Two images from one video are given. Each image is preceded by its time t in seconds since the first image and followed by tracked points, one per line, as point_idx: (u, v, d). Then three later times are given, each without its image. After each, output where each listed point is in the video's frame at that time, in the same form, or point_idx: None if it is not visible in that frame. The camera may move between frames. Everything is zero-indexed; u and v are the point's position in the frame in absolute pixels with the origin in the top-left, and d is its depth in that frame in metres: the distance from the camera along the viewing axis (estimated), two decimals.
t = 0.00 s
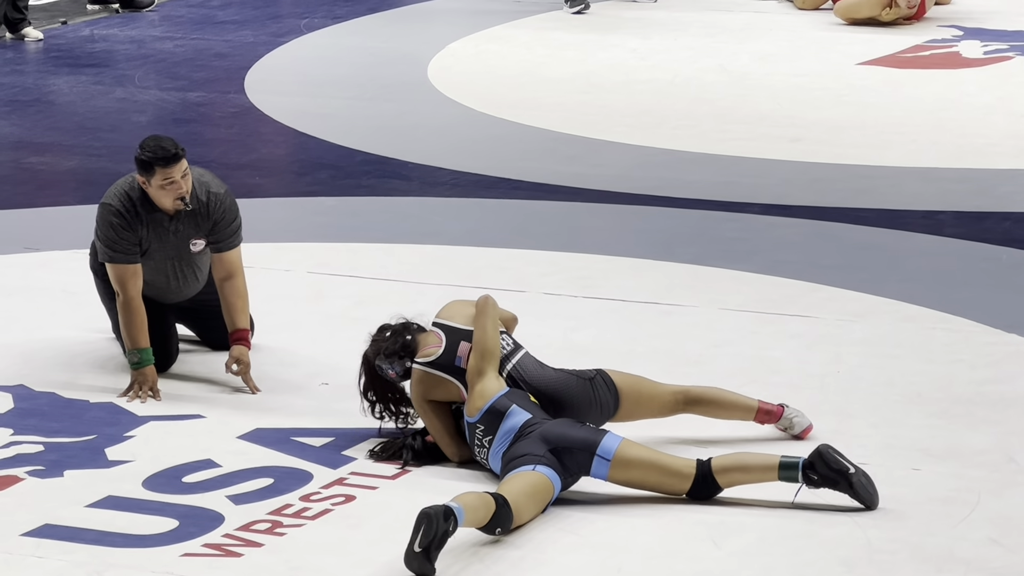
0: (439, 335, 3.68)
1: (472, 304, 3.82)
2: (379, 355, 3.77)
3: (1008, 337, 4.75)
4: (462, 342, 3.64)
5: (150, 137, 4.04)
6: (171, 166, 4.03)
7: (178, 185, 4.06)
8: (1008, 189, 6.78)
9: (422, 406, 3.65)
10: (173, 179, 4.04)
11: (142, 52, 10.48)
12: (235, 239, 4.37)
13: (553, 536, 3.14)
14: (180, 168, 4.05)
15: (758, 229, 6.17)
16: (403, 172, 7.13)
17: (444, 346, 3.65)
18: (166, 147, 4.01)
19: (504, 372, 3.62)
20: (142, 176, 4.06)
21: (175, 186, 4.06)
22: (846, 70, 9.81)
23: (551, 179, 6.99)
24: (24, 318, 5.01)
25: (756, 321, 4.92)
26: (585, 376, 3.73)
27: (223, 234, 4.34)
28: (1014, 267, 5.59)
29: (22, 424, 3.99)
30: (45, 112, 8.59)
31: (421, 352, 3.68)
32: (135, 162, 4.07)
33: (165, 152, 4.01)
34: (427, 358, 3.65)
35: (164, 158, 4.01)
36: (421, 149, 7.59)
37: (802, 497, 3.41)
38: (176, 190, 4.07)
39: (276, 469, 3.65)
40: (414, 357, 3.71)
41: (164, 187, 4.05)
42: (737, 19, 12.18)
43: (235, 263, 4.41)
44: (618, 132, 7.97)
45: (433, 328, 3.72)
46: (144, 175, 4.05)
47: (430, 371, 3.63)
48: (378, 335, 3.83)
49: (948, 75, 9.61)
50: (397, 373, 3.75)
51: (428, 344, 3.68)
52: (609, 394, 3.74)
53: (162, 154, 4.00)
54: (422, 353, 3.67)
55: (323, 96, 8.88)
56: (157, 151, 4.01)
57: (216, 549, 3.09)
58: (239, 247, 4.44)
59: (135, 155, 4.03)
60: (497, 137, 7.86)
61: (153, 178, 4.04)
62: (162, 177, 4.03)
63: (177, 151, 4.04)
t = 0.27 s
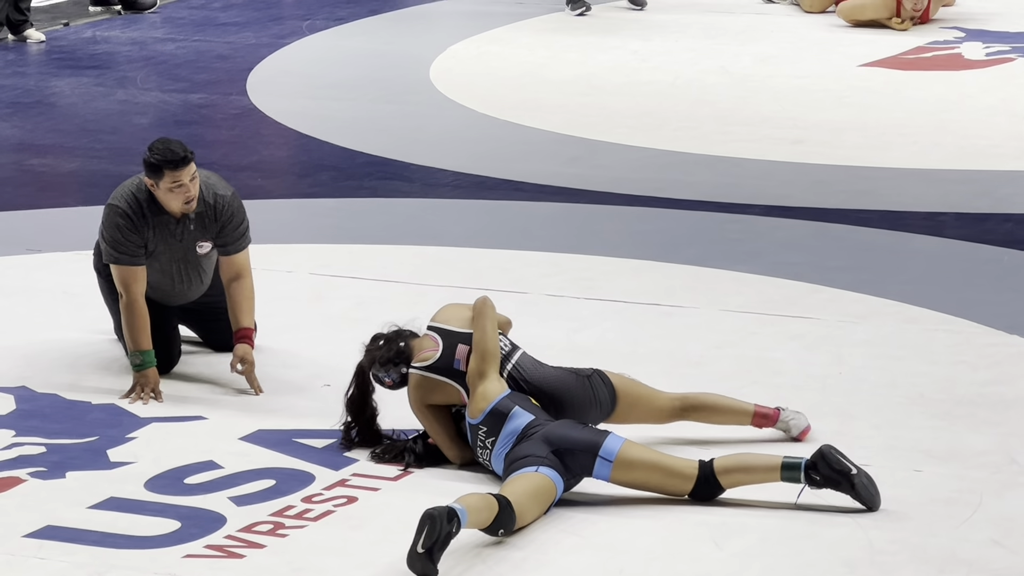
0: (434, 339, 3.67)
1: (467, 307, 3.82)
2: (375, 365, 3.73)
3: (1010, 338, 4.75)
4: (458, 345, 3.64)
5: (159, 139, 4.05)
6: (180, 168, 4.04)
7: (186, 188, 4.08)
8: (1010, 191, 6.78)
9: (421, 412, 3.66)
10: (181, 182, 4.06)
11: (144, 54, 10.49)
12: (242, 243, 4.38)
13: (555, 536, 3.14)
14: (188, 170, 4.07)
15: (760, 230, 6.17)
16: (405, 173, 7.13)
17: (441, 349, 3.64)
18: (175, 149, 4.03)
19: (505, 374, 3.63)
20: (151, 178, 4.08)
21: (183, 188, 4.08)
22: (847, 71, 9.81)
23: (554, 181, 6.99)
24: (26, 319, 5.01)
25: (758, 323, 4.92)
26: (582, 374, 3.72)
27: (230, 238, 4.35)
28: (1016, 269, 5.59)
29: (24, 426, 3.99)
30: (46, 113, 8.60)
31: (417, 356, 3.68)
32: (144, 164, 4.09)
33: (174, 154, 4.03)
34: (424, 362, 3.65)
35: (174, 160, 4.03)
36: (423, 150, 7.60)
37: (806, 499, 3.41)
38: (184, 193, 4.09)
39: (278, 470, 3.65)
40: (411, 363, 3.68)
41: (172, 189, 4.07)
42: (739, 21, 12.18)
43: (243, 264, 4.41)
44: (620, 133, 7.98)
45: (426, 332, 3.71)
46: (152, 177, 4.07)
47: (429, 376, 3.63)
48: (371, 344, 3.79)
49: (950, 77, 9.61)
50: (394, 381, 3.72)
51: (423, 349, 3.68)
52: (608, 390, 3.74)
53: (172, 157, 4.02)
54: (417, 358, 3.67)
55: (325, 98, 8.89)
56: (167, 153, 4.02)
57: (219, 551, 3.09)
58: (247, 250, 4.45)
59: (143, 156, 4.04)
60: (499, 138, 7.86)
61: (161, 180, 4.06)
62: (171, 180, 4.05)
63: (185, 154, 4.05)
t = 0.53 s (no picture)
0: (436, 342, 3.66)
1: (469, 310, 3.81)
2: (372, 367, 3.71)
3: (1012, 340, 4.75)
4: (462, 348, 3.64)
5: (173, 151, 4.06)
6: (191, 182, 4.05)
7: (196, 201, 4.09)
8: (1012, 193, 6.77)
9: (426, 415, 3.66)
10: (192, 195, 4.07)
11: (146, 56, 10.50)
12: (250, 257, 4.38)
13: (557, 538, 3.14)
14: (200, 184, 4.08)
15: (761, 232, 6.17)
16: (407, 175, 7.13)
17: (445, 352, 3.64)
18: (188, 163, 4.04)
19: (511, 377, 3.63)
20: (162, 189, 4.09)
21: (194, 202, 4.09)
22: (849, 73, 9.81)
23: (556, 183, 6.99)
24: (29, 321, 5.02)
25: (760, 325, 4.92)
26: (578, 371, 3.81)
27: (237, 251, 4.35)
28: (1018, 270, 5.59)
29: (26, 428, 3.99)
30: (49, 115, 8.60)
31: (420, 360, 3.66)
32: (156, 174, 4.09)
33: (186, 167, 4.03)
34: (427, 366, 3.64)
35: (186, 173, 4.03)
36: (425, 152, 7.59)
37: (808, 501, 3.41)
38: (194, 206, 4.10)
39: (280, 473, 3.65)
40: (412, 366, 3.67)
41: (183, 201, 4.08)
42: (741, 23, 12.18)
43: (254, 276, 4.40)
44: (622, 135, 7.97)
45: (427, 335, 3.70)
46: (163, 188, 4.08)
47: (432, 380, 3.62)
48: (367, 346, 3.76)
49: (952, 79, 9.60)
50: (393, 382, 3.70)
51: (424, 353, 3.66)
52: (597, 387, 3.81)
53: (184, 169, 4.02)
54: (419, 362, 3.66)
55: (327, 100, 8.89)
56: (179, 166, 4.03)
57: (221, 553, 3.09)
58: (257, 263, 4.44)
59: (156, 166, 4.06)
60: (501, 141, 7.86)
61: (173, 191, 4.06)
62: (182, 192, 4.06)
63: (198, 168, 4.06)
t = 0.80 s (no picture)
0: (450, 342, 3.64)
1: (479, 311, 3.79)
2: (381, 362, 3.59)
3: (1015, 342, 4.75)
4: (479, 348, 3.62)
5: (174, 165, 3.98)
6: (190, 199, 3.99)
7: (194, 217, 4.04)
8: (1015, 195, 6.77)
9: (435, 413, 3.61)
10: (190, 210, 4.01)
11: (149, 58, 10.51)
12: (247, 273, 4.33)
13: (560, 541, 3.14)
14: (200, 201, 4.02)
15: (764, 235, 6.17)
16: (410, 178, 7.14)
17: (460, 352, 3.62)
18: (186, 179, 3.97)
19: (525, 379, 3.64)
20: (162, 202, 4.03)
21: (191, 217, 4.03)
22: (851, 75, 9.81)
23: (558, 185, 6.99)
24: (32, 324, 5.02)
25: (762, 327, 4.92)
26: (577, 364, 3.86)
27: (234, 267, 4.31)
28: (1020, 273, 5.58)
29: (29, 430, 4.00)
30: (51, 117, 8.61)
31: (432, 360, 3.62)
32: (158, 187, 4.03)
33: (187, 184, 3.98)
34: (439, 366, 3.61)
35: (187, 190, 3.98)
36: (427, 154, 7.60)
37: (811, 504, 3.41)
38: (195, 222, 4.05)
39: (283, 475, 3.65)
40: (422, 366, 3.63)
41: (181, 216, 4.03)
42: (743, 25, 12.18)
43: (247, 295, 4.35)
44: (624, 137, 7.98)
45: (438, 334, 3.67)
46: (163, 201, 4.02)
47: (445, 379, 3.60)
48: (372, 339, 3.64)
49: (955, 82, 9.60)
50: (401, 379, 3.61)
51: (434, 353, 3.63)
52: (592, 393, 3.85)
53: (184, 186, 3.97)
54: (431, 361, 3.62)
55: (329, 102, 8.89)
56: (181, 182, 3.97)
57: (224, 555, 3.09)
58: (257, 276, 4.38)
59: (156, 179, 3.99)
60: (504, 143, 7.86)
61: (172, 207, 4.01)
62: (180, 208, 4.00)
63: (196, 184, 3.99)
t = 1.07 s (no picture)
0: (447, 347, 3.64)
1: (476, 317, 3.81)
2: (376, 371, 3.58)
3: (1017, 345, 4.74)
4: (479, 354, 3.63)
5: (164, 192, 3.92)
6: (179, 226, 3.93)
7: (185, 244, 3.98)
8: (1017, 198, 6.77)
9: (434, 420, 3.62)
10: (179, 237, 3.95)
11: (152, 61, 10.52)
12: (236, 297, 4.26)
13: (562, 544, 3.14)
14: (189, 228, 3.95)
15: (766, 238, 6.17)
16: (412, 181, 7.14)
17: (460, 359, 3.62)
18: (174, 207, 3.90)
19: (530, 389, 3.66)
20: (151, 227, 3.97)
21: (181, 243, 3.97)
22: (854, 79, 9.81)
23: (561, 189, 6.99)
24: (34, 327, 5.02)
25: (764, 330, 4.92)
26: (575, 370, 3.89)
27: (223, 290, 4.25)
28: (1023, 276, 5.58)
29: (31, 433, 4.00)
30: (54, 121, 8.62)
31: (427, 367, 3.62)
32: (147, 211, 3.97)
33: (176, 211, 3.91)
34: (436, 372, 3.60)
35: (174, 217, 3.91)
36: (430, 158, 7.60)
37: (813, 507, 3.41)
38: (183, 248, 3.99)
39: (285, 478, 3.65)
40: (419, 372, 3.61)
41: (171, 242, 3.97)
42: (746, 28, 12.18)
43: (236, 317, 4.28)
44: (627, 141, 7.98)
45: (434, 340, 3.68)
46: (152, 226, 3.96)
47: (444, 386, 3.60)
48: (367, 349, 3.62)
49: (957, 85, 9.60)
50: (398, 387, 3.59)
51: (430, 360, 3.62)
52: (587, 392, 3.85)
53: (172, 214, 3.90)
54: (428, 367, 3.61)
55: (332, 105, 8.90)
56: (169, 209, 3.90)
57: (226, 558, 3.09)
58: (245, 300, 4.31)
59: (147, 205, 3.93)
60: (506, 146, 7.86)
61: (161, 233, 3.95)
62: (170, 235, 3.94)
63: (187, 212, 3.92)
